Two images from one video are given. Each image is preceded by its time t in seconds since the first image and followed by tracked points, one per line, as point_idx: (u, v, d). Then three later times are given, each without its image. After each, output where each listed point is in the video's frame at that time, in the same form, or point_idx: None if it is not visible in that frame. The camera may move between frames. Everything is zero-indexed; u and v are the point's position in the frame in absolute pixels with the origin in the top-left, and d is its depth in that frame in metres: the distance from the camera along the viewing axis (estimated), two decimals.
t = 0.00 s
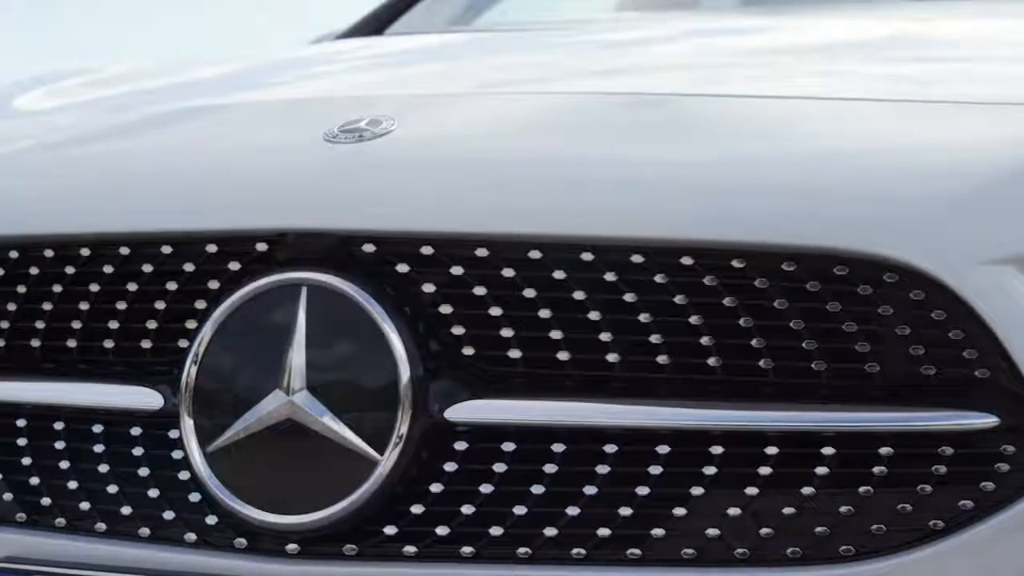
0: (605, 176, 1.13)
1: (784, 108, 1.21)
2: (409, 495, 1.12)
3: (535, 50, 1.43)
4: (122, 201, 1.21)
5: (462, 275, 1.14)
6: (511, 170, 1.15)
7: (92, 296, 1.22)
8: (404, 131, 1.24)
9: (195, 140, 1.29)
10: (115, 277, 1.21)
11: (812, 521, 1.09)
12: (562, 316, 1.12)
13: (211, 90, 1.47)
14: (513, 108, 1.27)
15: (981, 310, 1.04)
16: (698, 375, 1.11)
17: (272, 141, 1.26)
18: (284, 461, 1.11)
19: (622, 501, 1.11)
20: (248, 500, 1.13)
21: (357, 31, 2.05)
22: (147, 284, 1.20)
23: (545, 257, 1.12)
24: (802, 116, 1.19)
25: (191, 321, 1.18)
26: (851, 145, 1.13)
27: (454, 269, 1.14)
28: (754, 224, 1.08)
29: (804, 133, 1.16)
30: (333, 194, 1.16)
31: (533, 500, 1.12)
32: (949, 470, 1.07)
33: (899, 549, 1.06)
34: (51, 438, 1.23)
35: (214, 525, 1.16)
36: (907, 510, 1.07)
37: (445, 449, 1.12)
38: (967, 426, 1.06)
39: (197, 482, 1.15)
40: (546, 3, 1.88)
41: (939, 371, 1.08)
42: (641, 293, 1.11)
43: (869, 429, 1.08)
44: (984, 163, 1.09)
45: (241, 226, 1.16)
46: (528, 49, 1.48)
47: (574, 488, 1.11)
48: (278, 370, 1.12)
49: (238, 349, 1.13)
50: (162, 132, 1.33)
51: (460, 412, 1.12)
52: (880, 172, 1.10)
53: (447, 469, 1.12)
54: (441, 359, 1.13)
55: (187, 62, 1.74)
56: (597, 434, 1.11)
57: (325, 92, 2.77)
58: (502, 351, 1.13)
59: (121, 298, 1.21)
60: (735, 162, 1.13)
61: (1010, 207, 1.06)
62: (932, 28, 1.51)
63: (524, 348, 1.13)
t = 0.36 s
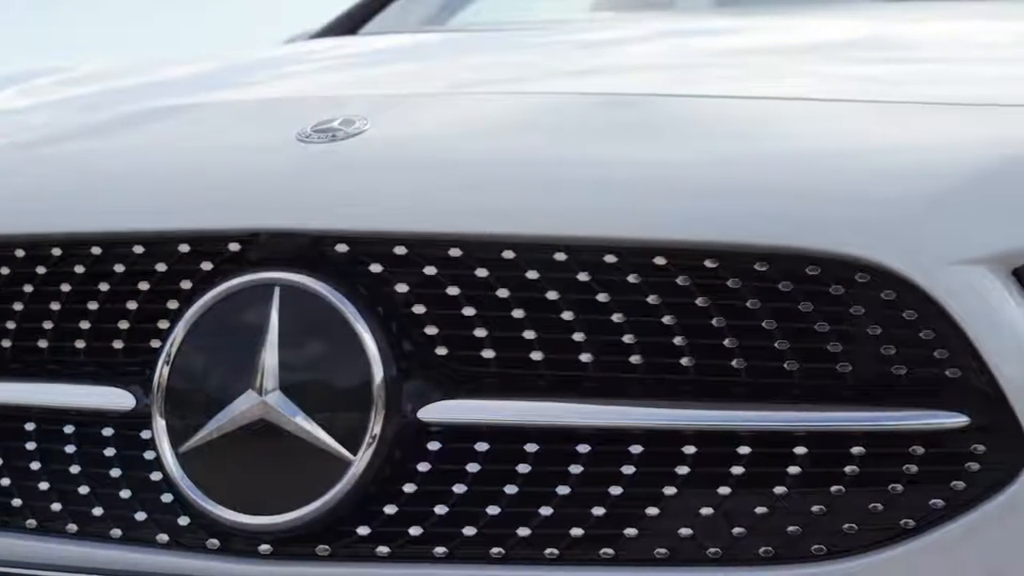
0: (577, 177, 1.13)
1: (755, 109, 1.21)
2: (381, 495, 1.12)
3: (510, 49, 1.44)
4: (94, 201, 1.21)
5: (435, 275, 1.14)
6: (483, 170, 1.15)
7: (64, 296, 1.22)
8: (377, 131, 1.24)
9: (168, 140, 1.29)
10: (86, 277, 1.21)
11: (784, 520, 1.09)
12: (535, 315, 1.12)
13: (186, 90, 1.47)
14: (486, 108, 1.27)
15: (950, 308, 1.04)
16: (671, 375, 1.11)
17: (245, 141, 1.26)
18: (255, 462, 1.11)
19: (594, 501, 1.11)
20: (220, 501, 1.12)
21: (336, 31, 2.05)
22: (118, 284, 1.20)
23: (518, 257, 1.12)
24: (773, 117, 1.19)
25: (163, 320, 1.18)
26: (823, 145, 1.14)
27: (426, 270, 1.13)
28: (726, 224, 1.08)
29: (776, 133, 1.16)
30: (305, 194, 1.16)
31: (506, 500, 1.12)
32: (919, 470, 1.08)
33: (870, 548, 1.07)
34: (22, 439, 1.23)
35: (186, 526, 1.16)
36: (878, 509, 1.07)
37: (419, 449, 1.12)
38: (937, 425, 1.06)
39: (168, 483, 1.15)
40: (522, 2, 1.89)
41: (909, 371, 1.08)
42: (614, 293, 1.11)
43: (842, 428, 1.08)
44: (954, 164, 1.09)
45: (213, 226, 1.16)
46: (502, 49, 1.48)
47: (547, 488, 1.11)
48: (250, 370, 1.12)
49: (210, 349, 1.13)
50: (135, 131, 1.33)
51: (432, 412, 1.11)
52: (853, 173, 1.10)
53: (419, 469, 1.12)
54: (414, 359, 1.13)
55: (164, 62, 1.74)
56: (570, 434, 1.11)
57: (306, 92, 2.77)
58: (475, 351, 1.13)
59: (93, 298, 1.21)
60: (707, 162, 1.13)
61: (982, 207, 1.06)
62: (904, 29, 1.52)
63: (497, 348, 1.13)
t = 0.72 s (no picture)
0: (550, 177, 1.13)
1: (728, 109, 1.22)
2: (355, 496, 1.12)
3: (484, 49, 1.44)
4: (66, 201, 1.21)
5: (409, 275, 1.13)
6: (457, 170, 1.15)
7: (35, 296, 1.21)
8: (350, 131, 1.24)
9: (141, 140, 1.28)
10: (58, 277, 1.21)
11: (757, 519, 1.09)
12: (509, 315, 1.12)
13: (159, 89, 1.47)
14: (460, 107, 1.27)
15: (920, 307, 1.05)
16: (644, 375, 1.11)
17: (218, 141, 1.26)
18: (229, 462, 1.11)
19: (568, 500, 1.11)
20: (193, 502, 1.12)
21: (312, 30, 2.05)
22: (90, 284, 1.19)
23: (492, 257, 1.12)
24: (745, 117, 1.20)
25: (135, 320, 1.18)
26: (794, 145, 1.14)
27: (400, 270, 1.13)
28: (700, 225, 1.09)
29: (748, 133, 1.17)
30: (278, 194, 1.16)
31: (480, 500, 1.12)
32: (890, 469, 1.08)
33: (842, 547, 1.07)
34: None
35: (158, 527, 1.16)
36: (851, 509, 1.08)
37: (393, 449, 1.12)
38: (909, 424, 1.06)
39: (141, 484, 1.14)
40: (497, 1, 1.89)
41: (882, 371, 1.08)
42: (588, 293, 1.11)
43: (815, 428, 1.08)
44: (926, 165, 1.10)
45: (186, 227, 1.15)
46: (476, 48, 1.48)
47: (521, 487, 1.11)
48: (223, 370, 1.11)
49: (183, 349, 1.13)
50: (107, 130, 1.32)
51: (406, 412, 1.11)
52: (825, 173, 1.10)
53: (393, 470, 1.12)
54: (389, 359, 1.13)
55: (138, 61, 1.73)
56: (544, 434, 1.11)
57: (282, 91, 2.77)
58: (449, 351, 1.13)
59: (65, 298, 1.20)
60: (680, 162, 1.13)
61: (951, 208, 1.06)
62: (875, 30, 1.53)
63: (470, 348, 1.13)
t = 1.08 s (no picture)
0: (524, 177, 1.13)
1: (701, 109, 1.22)
2: (328, 496, 1.11)
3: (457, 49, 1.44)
4: (39, 201, 1.21)
5: (382, 275, 1.13)
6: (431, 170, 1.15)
7: (7, 296, 1.21)
8: (324, 131, 1.24)
9: (114, 140, 1.28)
10: (30, 277, 1.20)
11: (729, 518, 1.09)
12: (483, 315, 1.12)
13: (133, 88, 1.47)
14: (434, 107, 1.27)
15: (891, 307, 1.05)
16: (618, 375, 1.11)
17: (192, 141, 1.26)
18: (201, 463, 1.10)
19: (542, 500, 1.11)
20: (165, 503, 1.12)
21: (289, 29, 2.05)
22: (61, 284, 1.19)
23: (466, 257, 1.12)
24: (718, 117, 1.20)
25: (107, 320, 1.17)
26: (766, 145, 1.15)
27: (373, 269, 1.13)
28: (674, 225, 1.09)
29: (721, 134, 1.17)
30: (251, 194, 1.16)
31: (453, 500, 1.12)
32: (863, 468, 1.08)
33: (814, 546, 1.07)
34: None
35: (130, 527, 1.16)
36: (823, 508, 1.08)
37: (366, 450, 1.11)
38: (880, 424, 1.07)
39: (112, 485, 1.14)
40: (472, 1, 1.90)
41: (854, 371, 1.09)
42: (562, 293, 1.11)
43: (787, 428, 1.08)
44: (898, 165, 1.10)
45: (159, 226, 1.15)
46: (450, 49, 1.48)
47: (495, 487, 1.11)
48: (195, 370, 1.11)
49: (156, 349, 1.12)
50: (79, 131, 1.32)
51: (380, 412, 1.11)
52: (797, 173, 1.11)
53: (366, 470, 1.12)
54: (363, 359, 1.13)
55: (113, 59, 1.73)
56: (518, 434, 1.11)
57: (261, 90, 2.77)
58: (422, 351, 1.13)
59: (36, 298, 1.20)
60: (653, 162, 1.13)
61: (922, 208, 1.07)
62: (847, 31, 1.54)
63: (444, 348, 1.13)
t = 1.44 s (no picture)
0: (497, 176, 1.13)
1: (675, 109, 1.22)
2: (302, 496, 1.11)
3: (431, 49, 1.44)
4: (12, 201, 1.21)
5: (356, 275, 1.13)
6: (405, 169, 1.15)
7: None
8: (298, 130, 1.24)
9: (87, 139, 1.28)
10: (3, 276, 1.21)
11: (702, 518, 1.10)
12: (457, 315, 1.12)
13: (107, 87, 1.46)
14: (408, 107, 1.27)
15: (863, 307, 1.05)
16: (592, 375, 1.12)
17: (165, 140, 1.25)
18: (174, 464, 1.10)
19: (516, 500, 1.11)
20: (138, 504, 1.12)
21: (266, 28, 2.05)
22: (33, 284, 1.20)
23: (439, 257, 1.12)
24: (691, 116, 1.20)
25: (80, 320, 1.17)
26: (739, 145, 1.15)
27: (348, 269, 1.13)
28: (647, 224, 1.09)
29: (694, 133, 1.17)
30: (223, 193, 1.16)
31: (427, 500, 1.12)
32: (836, 467, 1.09)
33: (787, 545, 1.07)
34: None
35: (102, 529, 1.15)
36: (796, 507, 1.08)
37: (341, 450, 1.12)
38: (853, 423, 1.07)
39: (85, 486, 1.14)
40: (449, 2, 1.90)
41: (827, 370, 1.09)
42: (536, 293, 1.11)
43: (760, 427, 1.08)
44: (870, 165, 1.10)
45: (132, 226, 1.15)
46: (424, 49, 1.48)
47: (469, 487, 1.11)
48: (168, 370, 1.10)
49: (128, 349, 1.12)
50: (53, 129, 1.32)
51: (355, 412, 1.11)
52: (771, 173, 1.11)
53: (342, 470, 1.12)
54: (336, 359, 1.13)
55: (88, 58, 1.73)
56: (493, 434, 1.11)
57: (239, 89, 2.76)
58: (396, 351, 1.13)
59: (10, 297, 1.21)
60: (626, 162, 1.13)
61: (895, 208, 1.07)
62: (820, 32, 1.54)
63: (418, 347, 1.13)
